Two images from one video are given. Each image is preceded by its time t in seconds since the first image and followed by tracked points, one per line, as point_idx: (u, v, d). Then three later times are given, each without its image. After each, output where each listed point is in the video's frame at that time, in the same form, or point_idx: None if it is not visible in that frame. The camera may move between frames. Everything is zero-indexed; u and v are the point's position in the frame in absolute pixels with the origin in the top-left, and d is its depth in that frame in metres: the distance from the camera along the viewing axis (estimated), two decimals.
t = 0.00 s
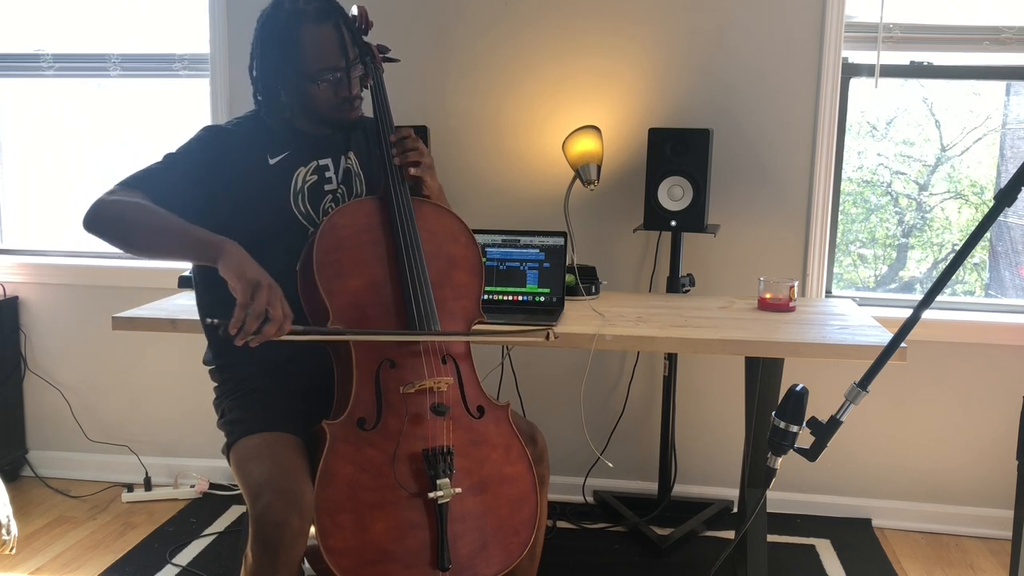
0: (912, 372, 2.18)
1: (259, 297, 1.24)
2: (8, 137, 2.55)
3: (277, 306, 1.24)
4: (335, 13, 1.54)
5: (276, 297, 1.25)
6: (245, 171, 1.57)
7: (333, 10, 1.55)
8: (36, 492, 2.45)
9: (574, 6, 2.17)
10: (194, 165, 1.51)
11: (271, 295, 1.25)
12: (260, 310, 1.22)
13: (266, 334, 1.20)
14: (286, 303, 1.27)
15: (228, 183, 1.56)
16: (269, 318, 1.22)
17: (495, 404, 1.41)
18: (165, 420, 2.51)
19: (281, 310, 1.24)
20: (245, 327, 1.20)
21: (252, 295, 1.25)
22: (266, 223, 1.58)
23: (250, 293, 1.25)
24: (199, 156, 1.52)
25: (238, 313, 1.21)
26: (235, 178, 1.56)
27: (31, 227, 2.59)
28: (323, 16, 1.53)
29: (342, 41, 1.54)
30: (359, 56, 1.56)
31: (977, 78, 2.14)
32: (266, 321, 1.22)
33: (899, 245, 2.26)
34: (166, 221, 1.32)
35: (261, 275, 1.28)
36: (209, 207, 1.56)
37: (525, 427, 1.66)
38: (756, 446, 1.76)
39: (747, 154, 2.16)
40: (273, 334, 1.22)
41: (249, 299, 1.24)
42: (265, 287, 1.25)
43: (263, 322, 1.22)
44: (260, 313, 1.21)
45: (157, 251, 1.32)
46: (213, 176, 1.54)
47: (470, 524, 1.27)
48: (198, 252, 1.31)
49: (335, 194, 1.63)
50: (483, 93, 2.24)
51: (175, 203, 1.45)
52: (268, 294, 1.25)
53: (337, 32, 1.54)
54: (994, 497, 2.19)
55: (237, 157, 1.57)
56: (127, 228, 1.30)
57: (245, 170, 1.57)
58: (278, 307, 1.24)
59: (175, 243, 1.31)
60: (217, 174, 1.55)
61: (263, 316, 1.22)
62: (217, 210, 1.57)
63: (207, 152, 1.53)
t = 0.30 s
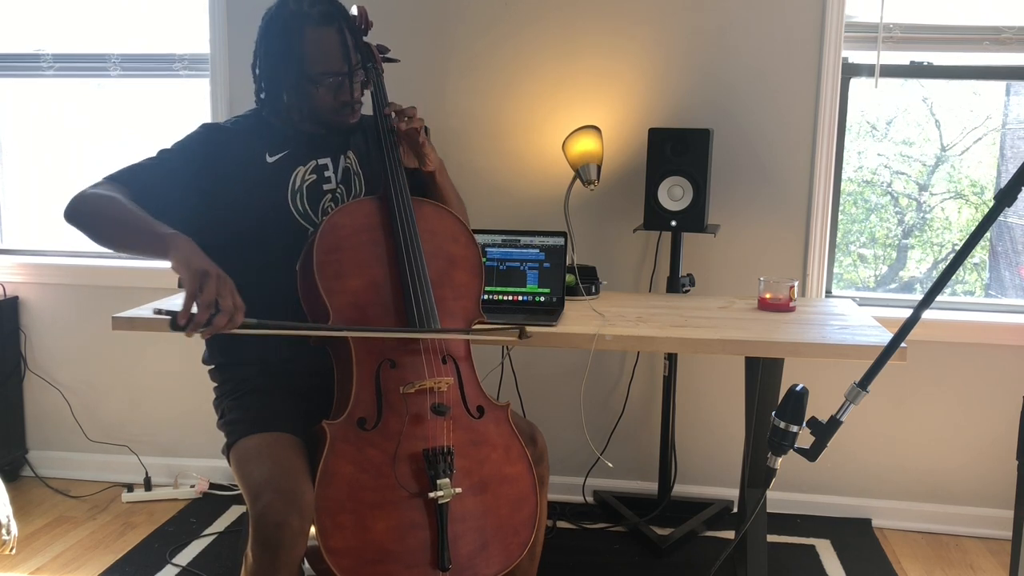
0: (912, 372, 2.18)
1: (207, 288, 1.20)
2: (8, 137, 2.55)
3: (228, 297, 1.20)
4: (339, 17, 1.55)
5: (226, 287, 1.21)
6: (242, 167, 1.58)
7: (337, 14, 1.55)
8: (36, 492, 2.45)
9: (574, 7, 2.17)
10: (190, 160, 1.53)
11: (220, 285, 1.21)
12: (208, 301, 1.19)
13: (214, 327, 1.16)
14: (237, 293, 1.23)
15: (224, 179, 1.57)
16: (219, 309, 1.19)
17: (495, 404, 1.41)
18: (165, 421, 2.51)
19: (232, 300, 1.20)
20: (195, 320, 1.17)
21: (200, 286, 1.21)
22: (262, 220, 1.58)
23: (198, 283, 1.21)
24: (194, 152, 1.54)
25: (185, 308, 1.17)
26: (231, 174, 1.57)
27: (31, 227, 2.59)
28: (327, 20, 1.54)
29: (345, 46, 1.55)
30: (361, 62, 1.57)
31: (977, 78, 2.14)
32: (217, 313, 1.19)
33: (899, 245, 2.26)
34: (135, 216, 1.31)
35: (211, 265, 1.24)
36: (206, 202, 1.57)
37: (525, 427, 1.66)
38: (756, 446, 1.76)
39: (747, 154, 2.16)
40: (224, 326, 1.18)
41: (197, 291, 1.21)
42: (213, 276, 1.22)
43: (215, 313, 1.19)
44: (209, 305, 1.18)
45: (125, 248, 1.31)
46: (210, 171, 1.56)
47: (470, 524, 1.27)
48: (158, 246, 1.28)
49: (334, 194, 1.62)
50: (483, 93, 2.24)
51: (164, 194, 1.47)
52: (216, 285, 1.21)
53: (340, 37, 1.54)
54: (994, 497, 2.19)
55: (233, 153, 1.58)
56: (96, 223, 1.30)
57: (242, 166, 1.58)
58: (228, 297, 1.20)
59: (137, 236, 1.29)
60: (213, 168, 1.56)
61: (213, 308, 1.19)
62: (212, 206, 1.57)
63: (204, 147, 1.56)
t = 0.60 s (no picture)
0: (912, 373, 2.18)
1: (146, 338, 1.20)
2: (8, 137, 2.55)
3: (167, 345, 1.20)
4: (330, 14, 1.53)
5: (165, 336, 1.21)
6: (241, 167, 1.58)
7: (328, 11, 1.53)
8: (36, 492, 2.45)
9: (575, 7, 2.17)
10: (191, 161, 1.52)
11: (161, 335, 1.21)
12: (144, 352, 1.18)
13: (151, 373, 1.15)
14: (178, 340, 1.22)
15: (223, 177, 1.57)
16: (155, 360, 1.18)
17: (496, 404, 1.41)
18: (165, 420, 2.51)
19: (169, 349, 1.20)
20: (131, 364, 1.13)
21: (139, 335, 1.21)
22: (262, 220, 1.58)
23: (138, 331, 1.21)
24: (194, 153, 1.53)
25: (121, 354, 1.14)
26: (231, 174, 1.57)
27: (31, 227, 2.59)
28: (317, 16, 1.52)
29: (330, 44, 1.53)
30: (348, 61, 1.56)
31: (977, 79, 2.14)
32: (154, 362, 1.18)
33: (899, 245, 2.26)
34: (120, 231, 1.32)
35: (160, 311, 1.24)
36: (207, 203, 1.56)
37: (525, 427, 1.66)
38: (756, 446, 1.76)
39: (747, 154, 2.16)
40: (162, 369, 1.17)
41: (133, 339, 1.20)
42: (153, 327, 1.21)
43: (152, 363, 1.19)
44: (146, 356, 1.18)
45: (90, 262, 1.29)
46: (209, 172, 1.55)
47: (470, 524, 1.27)
48: (125, 275, 1.27)
49: (334, 194, 1.63)
50: (484, 94, 2.24)
51: (159, 192, 1.45)
52: (155, 334, 1.21)
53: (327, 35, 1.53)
54: (994, 497, 2.19)
55: (233, 154, 1.58)
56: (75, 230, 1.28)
57: (240, 165, 1.58)
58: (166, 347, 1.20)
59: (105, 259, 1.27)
60: (213, 169, 1.56)
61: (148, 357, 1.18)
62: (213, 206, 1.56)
63: (204, 148, 1.55)
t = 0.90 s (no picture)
0: (912, 373, 2.18)
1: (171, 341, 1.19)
2: (8, 137, 2.55)
3: (191, 348, 1.19)
4: (312, 8, 1.53)
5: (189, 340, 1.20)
6: (239, 169, 1.57)
7: (310, 6, 1.54)
8: (36, 492, 2.45)
9: (574, 7, 2.17)
10: (189, 166, 1.52)
11: (184, 338, 1.20)
12: (170, 354, 1.17)
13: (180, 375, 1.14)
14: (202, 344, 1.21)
15: (223, 180, 1.56)
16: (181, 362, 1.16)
17: (495, 404, 1.41)
18: (165, 420, 2.51)
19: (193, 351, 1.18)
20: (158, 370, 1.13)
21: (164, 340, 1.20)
22: (262, 223, 1.58)
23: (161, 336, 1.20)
24: (192, 157, 1.53)
25: (146, 358, 1.13)
26: (229, 177, 1.57)
27: (31, 227, 2.59)
28: (298, 11, 1.52)
29: (312, 38, 1.53)
30: (324, 54, 1.53)
31: (977, 78, 2.14)
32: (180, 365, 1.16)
33: (899, 245, 2.26)
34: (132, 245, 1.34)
35: (182, 316, 1.24)
36: (207, 207, 1.56)
37: (525, 427, 1.66)
38: (756, 446, 1.76)
39: (747, 154, 2.16)
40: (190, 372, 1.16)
41: (158, 345, 1.19)
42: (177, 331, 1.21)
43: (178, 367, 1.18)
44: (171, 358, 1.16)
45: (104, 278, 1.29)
46: (208, 175, 1.55)
47: (470, 524, 1.27)
48: (144, 286, 1.28)
49: (333, 194, 1.63)
50: (484, 93, 2.24)
51: (158, 199, 1.45)
52: (180, 338, 1.20)
53: (310, 29, 1.53)
54: (995, 497, 2.19)
55: (232, 156, 1.57)
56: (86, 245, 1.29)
57: (240, 167, 1.57)
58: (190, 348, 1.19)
59: (122, 269, 1.28)
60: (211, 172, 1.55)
61: (174, 360, 1.17)
62: (214, 208, 1.56)
63: (203, 151, 1.55)
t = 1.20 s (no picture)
0: (912, 372, 2.18)
1: (193, 340, 1.19)
2: (8, 137, 2.55)
3: (213, 347, 1.19)
4: (313, 7, 1.52)
5: (212, 338, 1.21)
6: (239, 171, 1.57)
7: (312, 7, 1.53)
8: (36, 492, 2.45)
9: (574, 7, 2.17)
10: (188, 169, 1.52)
11: (206, 337, 1.21)
12: (193, 353, 1.17)
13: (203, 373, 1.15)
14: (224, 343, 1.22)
15: (223, 182, 1.56)
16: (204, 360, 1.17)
17: (495, 404, 1.41)
18: (165, 420, 2.51)
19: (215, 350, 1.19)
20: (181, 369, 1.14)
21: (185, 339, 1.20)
22: (263, 224, 1.57)
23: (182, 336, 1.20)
24: (193, 161, 1.54)
25: (169, 359, 1.14)
26: (229, 178, 1.57)
27: (31, 227, 2.59)
28: (301, 13, 1.52)
29: (318, 39, 1.53)
30: (337, 53, 1.55)
31: (977, 78, 2.14)
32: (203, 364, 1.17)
33: (899, 245, 2.26)
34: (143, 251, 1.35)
35: (202, 315, 1.24)
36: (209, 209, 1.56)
37: (525, 427, 1.66)
38: (756, 446, 1.76)
39: (747, 154, 2.16)
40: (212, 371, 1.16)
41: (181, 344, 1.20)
42: (198, 330, 1.21)
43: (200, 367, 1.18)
44: (193, 357, 1.17)
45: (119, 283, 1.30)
46: (207, 178, 1.55)
47: (470, 523, 1.27)
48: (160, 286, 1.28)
49: (334, 194, 1.63)
50: (484, 93, 2.24)
51: (158, 203, 1.45)
52: (202, 337, 1.21)
53: (313, 30, 1.53)
54: (994, 497, 2.19)
55: (232, 158, 1.57)
56: (100, 253, 1.30)
57: (240, 168, 1.57)
58: (212, 347, 1.19)
59: (137, 272, 1.29)
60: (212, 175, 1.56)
61: (196, 358, 1.17)
62: (215, 210, 1.56)
63: (202, 155, 1.55)
